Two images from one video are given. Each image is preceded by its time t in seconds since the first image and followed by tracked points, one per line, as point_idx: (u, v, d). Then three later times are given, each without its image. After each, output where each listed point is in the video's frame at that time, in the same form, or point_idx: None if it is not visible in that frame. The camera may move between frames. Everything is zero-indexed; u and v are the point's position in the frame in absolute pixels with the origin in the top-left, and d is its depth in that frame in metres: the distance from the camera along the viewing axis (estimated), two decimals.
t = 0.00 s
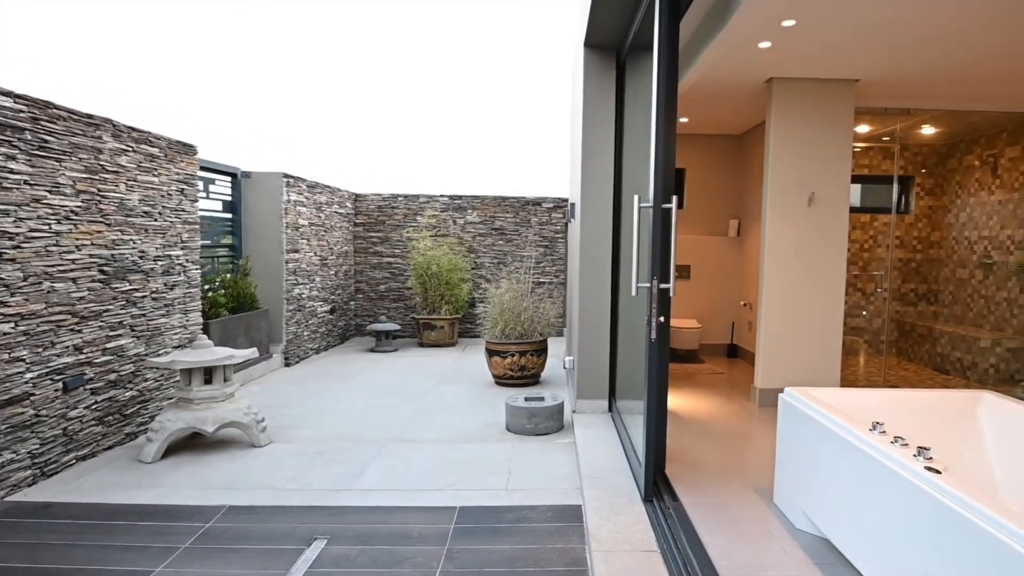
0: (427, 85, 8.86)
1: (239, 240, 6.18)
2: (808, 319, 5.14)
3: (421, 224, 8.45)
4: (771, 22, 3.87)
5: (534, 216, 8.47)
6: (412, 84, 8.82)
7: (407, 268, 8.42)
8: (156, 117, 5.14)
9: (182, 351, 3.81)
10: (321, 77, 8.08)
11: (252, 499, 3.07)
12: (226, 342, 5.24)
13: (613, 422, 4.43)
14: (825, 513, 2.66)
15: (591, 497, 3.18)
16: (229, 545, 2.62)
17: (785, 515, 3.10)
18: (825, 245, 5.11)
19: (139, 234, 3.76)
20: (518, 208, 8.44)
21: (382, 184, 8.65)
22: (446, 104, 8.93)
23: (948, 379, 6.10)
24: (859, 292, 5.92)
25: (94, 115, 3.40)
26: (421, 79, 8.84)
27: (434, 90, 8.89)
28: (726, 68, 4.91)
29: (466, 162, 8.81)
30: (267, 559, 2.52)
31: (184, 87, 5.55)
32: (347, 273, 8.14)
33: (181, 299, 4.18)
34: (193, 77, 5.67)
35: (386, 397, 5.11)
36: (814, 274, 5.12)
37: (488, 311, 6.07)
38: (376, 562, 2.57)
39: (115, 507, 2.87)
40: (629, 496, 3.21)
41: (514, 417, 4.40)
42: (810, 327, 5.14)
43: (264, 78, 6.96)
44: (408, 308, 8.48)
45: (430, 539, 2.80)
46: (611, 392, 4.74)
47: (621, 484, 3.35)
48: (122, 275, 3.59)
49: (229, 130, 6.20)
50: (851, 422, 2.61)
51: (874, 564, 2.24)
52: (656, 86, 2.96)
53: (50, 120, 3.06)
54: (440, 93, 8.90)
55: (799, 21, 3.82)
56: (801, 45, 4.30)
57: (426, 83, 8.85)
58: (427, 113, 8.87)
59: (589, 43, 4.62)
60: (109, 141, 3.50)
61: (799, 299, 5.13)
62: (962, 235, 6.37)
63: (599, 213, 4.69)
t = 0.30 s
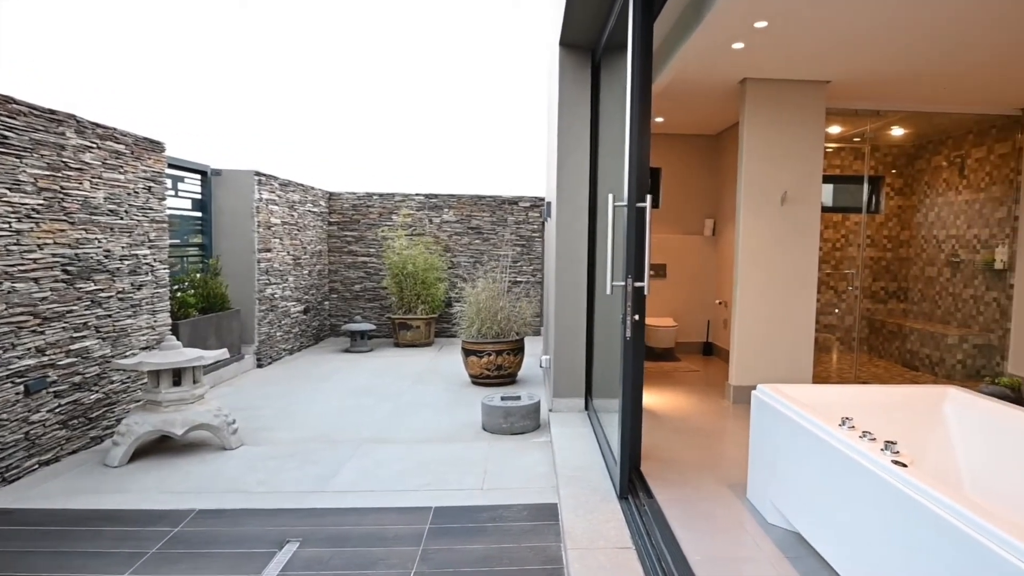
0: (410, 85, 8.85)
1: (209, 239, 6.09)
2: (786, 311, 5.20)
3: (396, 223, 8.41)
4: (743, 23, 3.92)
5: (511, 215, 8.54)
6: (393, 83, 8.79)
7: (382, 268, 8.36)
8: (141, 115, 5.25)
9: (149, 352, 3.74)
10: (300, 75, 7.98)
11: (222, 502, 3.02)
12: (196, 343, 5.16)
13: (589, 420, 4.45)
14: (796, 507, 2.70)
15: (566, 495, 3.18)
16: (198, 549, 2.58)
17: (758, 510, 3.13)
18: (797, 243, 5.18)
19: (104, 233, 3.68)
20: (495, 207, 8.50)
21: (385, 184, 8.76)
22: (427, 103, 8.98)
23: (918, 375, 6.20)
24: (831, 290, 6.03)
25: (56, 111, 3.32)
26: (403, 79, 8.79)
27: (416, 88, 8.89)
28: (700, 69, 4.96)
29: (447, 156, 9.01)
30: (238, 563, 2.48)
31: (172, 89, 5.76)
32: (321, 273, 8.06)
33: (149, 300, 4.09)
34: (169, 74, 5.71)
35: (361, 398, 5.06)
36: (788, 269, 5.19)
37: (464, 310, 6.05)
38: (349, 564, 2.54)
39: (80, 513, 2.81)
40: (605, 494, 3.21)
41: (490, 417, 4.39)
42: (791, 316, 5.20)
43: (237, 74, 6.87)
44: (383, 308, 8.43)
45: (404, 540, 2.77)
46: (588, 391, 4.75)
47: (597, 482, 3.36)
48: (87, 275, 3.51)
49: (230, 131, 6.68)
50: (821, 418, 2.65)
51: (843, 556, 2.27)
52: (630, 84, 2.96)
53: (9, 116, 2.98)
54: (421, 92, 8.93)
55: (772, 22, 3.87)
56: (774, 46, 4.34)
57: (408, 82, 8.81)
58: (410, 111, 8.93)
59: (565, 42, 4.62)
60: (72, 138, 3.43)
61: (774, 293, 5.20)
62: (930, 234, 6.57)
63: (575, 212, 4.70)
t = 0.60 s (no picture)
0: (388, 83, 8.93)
1: (178, 238, 5.96)
2: (761, 306, 5.26)
3: (371, 222, 8.34)
4: (716, 25, 3.96)
5: (487, 215, 8.52)
6: (371, 83, 8.87)
7: (357, 268, 8.30)
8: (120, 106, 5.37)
9: (115, 354, 3.65)
10: (269, 75, 8.00)
11: (191, 507, 2.96)
12: (165, 345, 5.06)
13: (565, 420, 4.45)
14: (769, 504, 2.72)
15: (542, 495, 3.17)
16: (166, 555, 2.52)
17: (732, 507, 3.16)
18: (771, 243, 5.24)
19: (68, 232, 3.59)
20: (471, 207, 8.47)
21: (385, 185, 8.63)
22: (403, 102, 8.98)
23: (887, 371, 6.30)
24: (804, 288, 6.11)
25: (17, 106, 3.24)
26: (378, 77, 8.89)
27: (392, 87, 8.96)
28: (674, 70, 4.99)
29: (421, 152, 8.89)
30: (207, 568, 2.44)
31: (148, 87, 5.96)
32: (294, 273, 7.96)
33: (115, 300, 4.00)
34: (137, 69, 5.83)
35: (335, 399, 5.01)
36: (763, 265, 5.25)
37: (440, 310, 6.01)
38: (321, 567, 2.50)
39: (42, 520, 2.73)
40: (580, 493, 3.21)
41: (466, 417, 4.37)
42: (766, 309, 5.27)
43: (190, 66, 6.71)
44: (358, 308, 8.36)
45: (378, 542, 2.74)
46: (564, 390, 4.75)
47: (573, 481, 3.36)
48: (49, 275, 3.42)
49: (232, 131, 7.18)
50: (793, 414, 2.68)
51: (816, 551, 2.30)
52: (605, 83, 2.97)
53: None
54: (399, 92, 8.98)
55: (744, 24, 3.92)
56: (747, 47, 4.38)
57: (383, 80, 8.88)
58: (388, 109, 8.93)
59: (540, 41, 4.62)
60: (33, 134, 3.34)
61: (747, 288, 5.25)
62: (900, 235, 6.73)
63: (551, 211, 4.71)
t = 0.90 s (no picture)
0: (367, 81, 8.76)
1: (148, 237, 5.84)
2: (736, 306, 5.32)
3: (348, 222, 8.29)
4: (691, 26, 3.98)
5: (465, 214, 8.55)
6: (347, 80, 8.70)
7: (332, 267, 8.23)
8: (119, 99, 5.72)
9: (82, 356, 3.57)
10: (240, 73, 7.89)
11: (162, 511, 2.90)
12: (134, 347, 4.97)
13: (543, 419, 4.45)
14: (744, 500, 2.75)
15: (520, 495, 3.17)
16: (136, 561, 2.47)
17: (708, 503, 3.18)
18: (746, 242, 5.29)
19: (32, 231, 3.50)
20: (448, 206, 8.48)
21: (385, 185, 8.68)
22: (373, 100, 8.81)
23: (861, 369, 6.40)
24: (779, 287, 6.17)
25: None
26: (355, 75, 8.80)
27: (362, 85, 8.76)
28: (650, 70, 5.01)
29: (396, 150, 8.83)
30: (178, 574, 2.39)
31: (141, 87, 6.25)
32: (268, 273, 7.86)
33: (82, 301, 3.91)
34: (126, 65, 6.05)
35: (311, 401, 4.95)
36: (738, 264, 5.30)
37: (417, 310, 5.97)
38: (296, 571, 2.47)
39: (6, 527, 2.65)
40: (558, 493, 3.21)
41: (444, 417, 4.35)
42: (741, 308, 5.32)
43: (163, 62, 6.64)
44: (334, 308, 8.28)
45: (354, 544, 2.72)
46: (542, 390, 4.75)
47: (551, 480, 3.36)
48: (12, 275, 3.33)
49: (233, 131, 7.63)
50: (767, 411, 2.71)
51: (788, 546, 2.32)
52: (581, 81, 2.96)
53: None
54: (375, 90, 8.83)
55: (719, 25, 3.94)
56: (722, 48, 4.41)
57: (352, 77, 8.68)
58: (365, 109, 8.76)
59: (516, 40, 4.60)
60: None
61: (723, 287, 5.30)
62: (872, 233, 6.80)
63: (528, 210, 4.70)
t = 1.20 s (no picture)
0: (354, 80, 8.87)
1: (121, 236, 5.75)
2: (715, 303, 5.35)
3: (327, 221, 8.19)
4: (671, 26, 3.99)
5: (446, 213, 8.50)
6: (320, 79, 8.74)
7: (311, 267, 8.15)
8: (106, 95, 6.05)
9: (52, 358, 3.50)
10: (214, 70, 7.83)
11: (135, 515, 2.85)
12: (107, 348, 4.88)
13: (524, 419, 4.44)
14: (723, 496, 2.77)
15: (501, 494, 3.16)
16: (108, 566, 2.42)
17: (688, 501, 3.19)
18: (725, 241, 5.33)
19: None
20: (429, 205, 8.42)
21: (385, 185, 8.74)
22: (354, 98, 8.90)
23: (839, 367, 6.49)
24: (759, 286, 6.23)
25: None
26: (334, 75, 8.77)
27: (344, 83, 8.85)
28: (631, 70, 5.02)
29: (376, 148, 8.88)
30: None
31: (133, 90, 6.71)
32: (245, 273, 7.76)
33: (52, 302, 3.83)
34: (111, 68, 6.41)
35: (289, 402, 4.90)
36: (718, 261, 5.34)
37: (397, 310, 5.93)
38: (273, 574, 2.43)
39: None
40: (539, 492, 3.21)
41: (424, 417, 4.33)
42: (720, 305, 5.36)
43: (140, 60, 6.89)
44: (312, 308, 8.21)
45: (333, 546, 2.69)
46: (524, 389, 4.75)
47: (532, 479, 3.36)
48: None
49: (232, 131, 8.01)
50: (746, 409, 2.73)
51: (767, 539, 2.34)
52: (561, 80, 2.95)
53: None
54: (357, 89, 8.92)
55: (699, 25, 3.96)
56: (701, 49, 4.43)
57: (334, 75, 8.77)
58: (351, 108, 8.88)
59: (496, 39, 4.59)
60: None
61: (702, 285, 5.33)
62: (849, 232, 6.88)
63: (509, 209, 4.70)
